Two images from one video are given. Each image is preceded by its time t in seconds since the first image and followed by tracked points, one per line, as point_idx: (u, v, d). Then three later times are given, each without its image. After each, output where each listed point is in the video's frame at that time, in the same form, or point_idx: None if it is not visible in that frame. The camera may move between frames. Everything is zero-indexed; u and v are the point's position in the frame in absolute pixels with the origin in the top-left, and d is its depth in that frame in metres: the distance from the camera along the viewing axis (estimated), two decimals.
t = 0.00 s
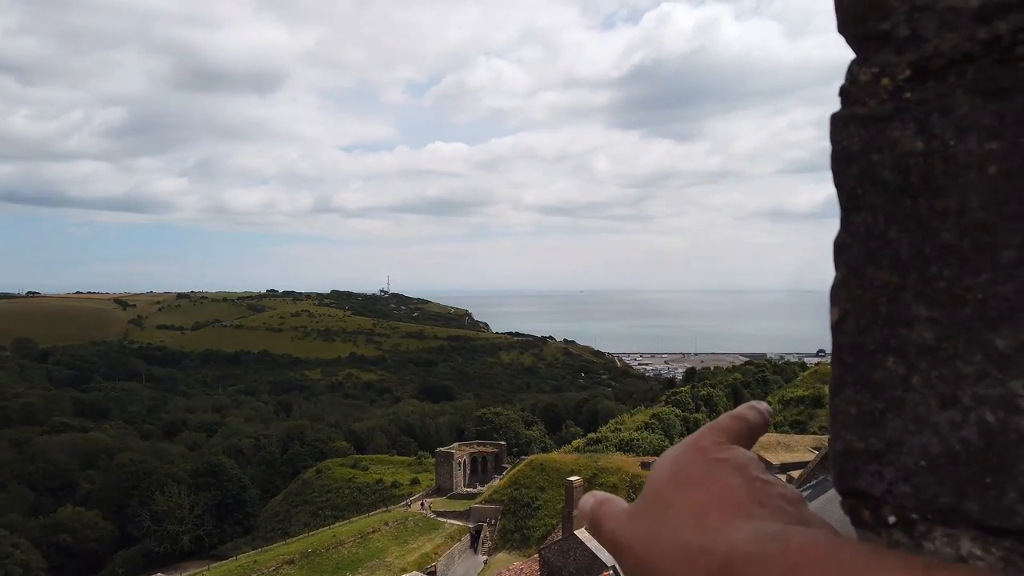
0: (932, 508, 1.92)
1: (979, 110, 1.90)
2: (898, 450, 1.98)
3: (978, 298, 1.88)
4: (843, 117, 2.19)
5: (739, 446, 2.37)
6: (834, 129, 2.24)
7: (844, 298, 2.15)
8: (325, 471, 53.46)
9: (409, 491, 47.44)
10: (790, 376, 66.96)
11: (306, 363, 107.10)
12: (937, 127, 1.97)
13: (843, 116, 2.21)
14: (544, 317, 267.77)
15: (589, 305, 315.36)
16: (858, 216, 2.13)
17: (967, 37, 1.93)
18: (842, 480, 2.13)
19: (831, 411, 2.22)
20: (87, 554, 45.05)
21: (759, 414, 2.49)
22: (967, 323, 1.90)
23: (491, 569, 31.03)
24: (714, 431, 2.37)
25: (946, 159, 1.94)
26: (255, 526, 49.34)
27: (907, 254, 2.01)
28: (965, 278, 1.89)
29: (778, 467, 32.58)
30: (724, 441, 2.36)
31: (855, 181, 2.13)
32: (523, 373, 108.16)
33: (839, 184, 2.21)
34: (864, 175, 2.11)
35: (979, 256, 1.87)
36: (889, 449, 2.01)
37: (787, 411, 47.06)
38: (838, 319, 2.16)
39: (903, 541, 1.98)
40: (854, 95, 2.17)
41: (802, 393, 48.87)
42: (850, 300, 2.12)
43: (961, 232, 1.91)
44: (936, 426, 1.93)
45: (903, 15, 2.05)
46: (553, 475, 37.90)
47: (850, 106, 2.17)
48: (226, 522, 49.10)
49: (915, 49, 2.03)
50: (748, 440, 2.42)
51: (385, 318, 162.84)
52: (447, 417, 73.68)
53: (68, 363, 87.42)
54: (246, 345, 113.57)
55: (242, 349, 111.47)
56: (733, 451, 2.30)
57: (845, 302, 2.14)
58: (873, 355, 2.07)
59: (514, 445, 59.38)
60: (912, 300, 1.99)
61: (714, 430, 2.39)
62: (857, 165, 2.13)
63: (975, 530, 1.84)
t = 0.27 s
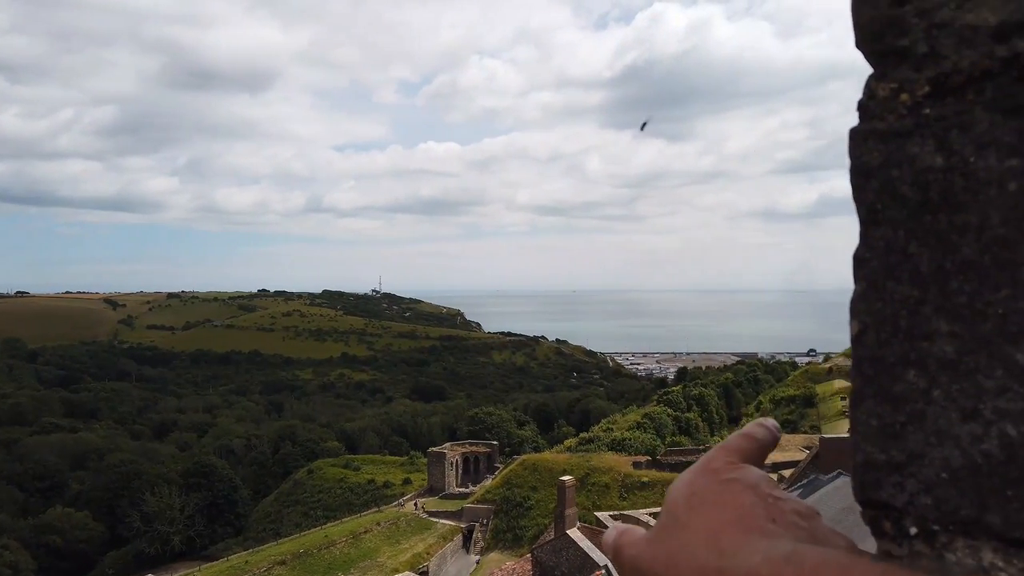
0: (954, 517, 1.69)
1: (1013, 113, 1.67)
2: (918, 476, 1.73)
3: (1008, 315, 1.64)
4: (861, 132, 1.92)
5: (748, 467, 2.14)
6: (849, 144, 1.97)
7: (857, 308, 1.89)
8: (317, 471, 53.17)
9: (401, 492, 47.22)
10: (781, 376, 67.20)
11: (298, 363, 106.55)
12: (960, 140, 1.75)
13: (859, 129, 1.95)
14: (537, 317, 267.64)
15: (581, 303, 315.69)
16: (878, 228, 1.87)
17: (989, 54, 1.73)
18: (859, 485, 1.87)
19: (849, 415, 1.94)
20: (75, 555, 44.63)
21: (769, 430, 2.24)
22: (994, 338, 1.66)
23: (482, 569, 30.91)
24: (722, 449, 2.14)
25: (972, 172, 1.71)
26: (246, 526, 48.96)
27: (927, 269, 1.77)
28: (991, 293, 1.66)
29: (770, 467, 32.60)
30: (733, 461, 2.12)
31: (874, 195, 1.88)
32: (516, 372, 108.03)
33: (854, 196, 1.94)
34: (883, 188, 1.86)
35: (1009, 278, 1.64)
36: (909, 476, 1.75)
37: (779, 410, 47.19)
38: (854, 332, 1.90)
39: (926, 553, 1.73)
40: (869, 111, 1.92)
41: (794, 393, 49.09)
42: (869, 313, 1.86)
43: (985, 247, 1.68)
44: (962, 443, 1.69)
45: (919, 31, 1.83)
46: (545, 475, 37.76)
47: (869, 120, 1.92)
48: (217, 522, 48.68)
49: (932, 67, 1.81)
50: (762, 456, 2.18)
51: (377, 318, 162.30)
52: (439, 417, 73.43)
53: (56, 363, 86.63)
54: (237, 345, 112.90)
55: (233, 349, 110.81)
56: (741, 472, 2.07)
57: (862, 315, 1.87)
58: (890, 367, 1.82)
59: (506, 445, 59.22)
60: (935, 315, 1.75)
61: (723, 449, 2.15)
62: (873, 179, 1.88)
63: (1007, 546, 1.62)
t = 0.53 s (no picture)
0: (962, 521, 1.93)
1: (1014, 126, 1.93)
2: (928, 460, 2.01)
3: (1010, 316, 1.90)
4: (874, 134, 2.22)
5: (763, 462, 2.32)
6: (862, 146, 2.26)
7: (873, 311, 2.18)
8: (311, 471, 53.13)
9: (395, 492, 47.18)
10: (774, 375, 67.49)
11: (292, 363, 106.22)
12: (972, 147, 2.00)
13: (872, 134, 2.24)
14: (530, 316, 267.33)
15: (575, 303, 315.56)
16: (893, 231, 2.15)
17: (1002, 59, 1.98)
18: (870, 488, 2.14)
19: (862, 425, 2.22)
20: (69, 555, 44.47)
21: (777, 427, 2.45)
22: (999, 339, 1.92)
23: (476, 569, 30.91)
24: (738, 448, 2.33)
25: (983, 176, 1.96)
26: (241, 527, 48.83)
27: (938, 272, 2.04)
28: (1001, 298, 1.91)
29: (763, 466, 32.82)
30: (748, 460, 2.31)
31: (887, 199, 2.16)
32: (510, 372, 107.91)
33: (870, 201, 2.22)
34: (897, 194, 2.14)
35: (1007, 280, 1.91)
36: (920, 455, 2.03)
37: (772, 409, 47.46)
38: (869, 332, 2.18)
39: (938, 554, 1.97)
40: (882, 114, 2.21)
41: (786, 392, 49.38)
42: (883, 315, 2.15)
43: (997, 251, 1.93)
44: (969, 442, 1.95)
45: (934, 35, 2.11)
46: (540, 474, 37.74)
47: (883, 123, 2.20)
48: (211, 522, 48.49)
49: (946, 71, 2.08)
50: (771, 452, 2.38)
51: (371, 318, 161.97)
52: (434, 417, 73.43)
53: (49, 363, 86.14)
54: (231, 344, 112.47)
55: (227, 349, 110.38)
56: (756, 470, 2.25)
57: (877, 317, 2.16)
58: (905, 370, 2.09)
59: (501, 444, 59.28)
60: (945, 317, 2.02)
61: (739, 448, 2.34)
62: (889, 181, 2.16)
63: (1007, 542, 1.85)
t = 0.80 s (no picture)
0: (984, 523, 1.74)
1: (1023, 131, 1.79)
2: (940, 463, 1.82)
3: None
4: (886, 139, 2.03)
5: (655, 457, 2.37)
6: (874, 147, 2.08)
7: (887, 315, 1.99)
8: (307, 471, 53.01)
9: (391, 491, 47.12)
10: (771, 375, 67.53)
11: (288, 363, 105.99)
12: (988, 151, 1.83)
13: (888, 136, 2.05)
14: (528, 316, 267.32)
15: (572, 303, 315.79)
16: (902, 234, 1.98)
17: (1017, 63, 1.82)
18: (882, 489, 1.95)
19: (871, 427, 2.03)
20: (64, 556, 44.31)
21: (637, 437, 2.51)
22: (1020, 343, 1.76)
23: (472, 569, 30.86)
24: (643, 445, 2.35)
25: (1003, 178, 1.80)
26: (237, 527, 48.80)
27: (952, 275, 1.87)
28: (1022, 301, 1.75)
29: (759, 465, 32.75)
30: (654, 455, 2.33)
31: (900, 200, 1.99)
32: (507, 372, 107.84)
33: (882, 205, 2.04)
34: (911, 195, 1.96)
35: None
36: (933, 457, 1.85)
37: (769, 409, 47.42)
38: (881, 337, 2.00)
39: (953, 556, 1.78)
40: (894, 116, 2.03)
41: (782, 392, 49.37)
42: (894, 318, 1.97)
43: (1013, 255, 1.77)
44: (983, 445, 1.78)
45: (947, 40, 1.94)
46: (536, 474, 37.63)
47: (894, 126, 2.02)
48: (206, 523, 48.43)
49: (960, 74, 1.90)
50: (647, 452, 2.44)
51: (368, 318, 161.78)
52: (430, 417, 73.25)
53: (44, 363, 85.83)
54: (227, 344, 112.24)
55: (223, 349, 110.11)
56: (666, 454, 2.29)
57: (889, 321, 1.98)
58: (920, 373, 1.91)
59: (497, 444, 59.17)
60: (962, 320, 1.84)
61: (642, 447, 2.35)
62: (902, 185, 1.98)
63: None
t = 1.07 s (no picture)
0: (995, 523, 1.95)
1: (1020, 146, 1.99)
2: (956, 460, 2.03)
3: None
4: (905, 154, 2.24)
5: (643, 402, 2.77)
6: (892, 159, 2.30)
7: (904, 319, 2.22)
8: (302, 471, 52.93)
9: (387, 491, 47.08)
10: (765, 374, 67.71)
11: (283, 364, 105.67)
12: (1000, 159, 2.03)
13: (902, 142, 2.29)
14: (523, 316, 267.22)
15: (567, 303, 315.76)
16: (918, 242, 2.20)
17: None
18: (900, 492, 2.16)
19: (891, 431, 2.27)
20: (59, 556, 44.07)
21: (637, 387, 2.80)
22: None
23: (469, 568, 30.88)
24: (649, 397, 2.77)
25: (1007, 190, 2.00)
26: (232, 527, 48.65)
27: (966, 282, 2.07)
28: None
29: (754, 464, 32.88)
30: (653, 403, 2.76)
31: (918, 209, 2.20)
32: (502, 372, 107.78)
33: (900, 211, 2.27)
34: (923, 204, 2.19)
35: None
36: (948, 456, 2.06)
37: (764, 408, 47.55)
38: (898, 341, 2.21)
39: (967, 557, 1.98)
40: (911, 125, 2.24)
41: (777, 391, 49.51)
42: (911, 325, 2.19)
43: None
44: (999, 452, 1.97)
45: (963, 47, 2.13)
46: (533, 474, 37.44)
47: (910, 133, 2.24)
48: (202, 523, 48.25)
49: (975, 84, 2.10)
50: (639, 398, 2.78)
51: (363, 318, 161.43)
52: (426, 416, 73.15)
53: (37, 363, 85.36)
54: (221, 344, 111.87)
55: (217, 349, 109.68)
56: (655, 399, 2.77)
57: (906, 323, 2.20)
58: (934, 377, 2.13)
59: (493, 444, 59.16)
60: (973, 327, 2.05)
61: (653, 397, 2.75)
62: (917, 192, 2.20)
63: None
